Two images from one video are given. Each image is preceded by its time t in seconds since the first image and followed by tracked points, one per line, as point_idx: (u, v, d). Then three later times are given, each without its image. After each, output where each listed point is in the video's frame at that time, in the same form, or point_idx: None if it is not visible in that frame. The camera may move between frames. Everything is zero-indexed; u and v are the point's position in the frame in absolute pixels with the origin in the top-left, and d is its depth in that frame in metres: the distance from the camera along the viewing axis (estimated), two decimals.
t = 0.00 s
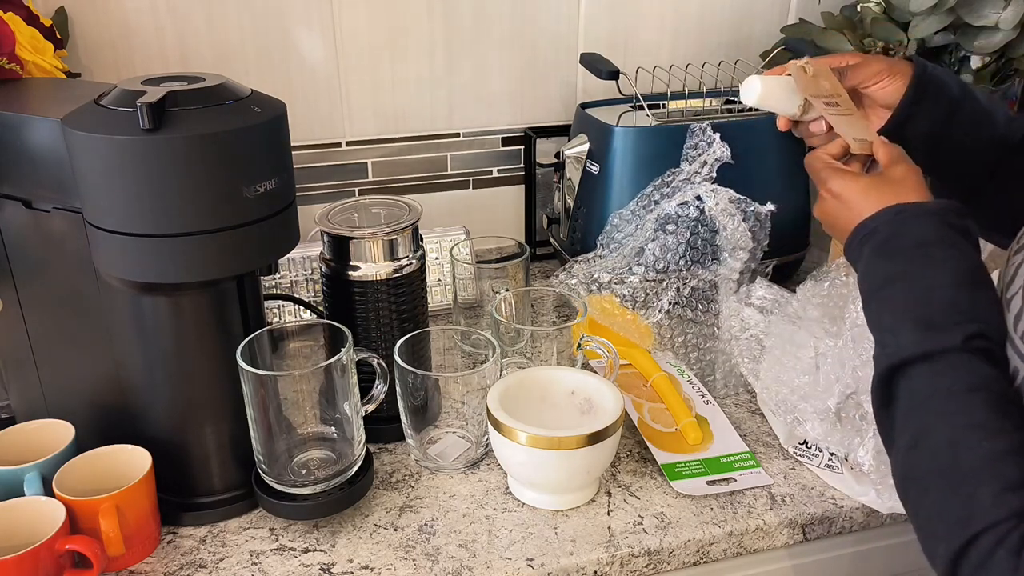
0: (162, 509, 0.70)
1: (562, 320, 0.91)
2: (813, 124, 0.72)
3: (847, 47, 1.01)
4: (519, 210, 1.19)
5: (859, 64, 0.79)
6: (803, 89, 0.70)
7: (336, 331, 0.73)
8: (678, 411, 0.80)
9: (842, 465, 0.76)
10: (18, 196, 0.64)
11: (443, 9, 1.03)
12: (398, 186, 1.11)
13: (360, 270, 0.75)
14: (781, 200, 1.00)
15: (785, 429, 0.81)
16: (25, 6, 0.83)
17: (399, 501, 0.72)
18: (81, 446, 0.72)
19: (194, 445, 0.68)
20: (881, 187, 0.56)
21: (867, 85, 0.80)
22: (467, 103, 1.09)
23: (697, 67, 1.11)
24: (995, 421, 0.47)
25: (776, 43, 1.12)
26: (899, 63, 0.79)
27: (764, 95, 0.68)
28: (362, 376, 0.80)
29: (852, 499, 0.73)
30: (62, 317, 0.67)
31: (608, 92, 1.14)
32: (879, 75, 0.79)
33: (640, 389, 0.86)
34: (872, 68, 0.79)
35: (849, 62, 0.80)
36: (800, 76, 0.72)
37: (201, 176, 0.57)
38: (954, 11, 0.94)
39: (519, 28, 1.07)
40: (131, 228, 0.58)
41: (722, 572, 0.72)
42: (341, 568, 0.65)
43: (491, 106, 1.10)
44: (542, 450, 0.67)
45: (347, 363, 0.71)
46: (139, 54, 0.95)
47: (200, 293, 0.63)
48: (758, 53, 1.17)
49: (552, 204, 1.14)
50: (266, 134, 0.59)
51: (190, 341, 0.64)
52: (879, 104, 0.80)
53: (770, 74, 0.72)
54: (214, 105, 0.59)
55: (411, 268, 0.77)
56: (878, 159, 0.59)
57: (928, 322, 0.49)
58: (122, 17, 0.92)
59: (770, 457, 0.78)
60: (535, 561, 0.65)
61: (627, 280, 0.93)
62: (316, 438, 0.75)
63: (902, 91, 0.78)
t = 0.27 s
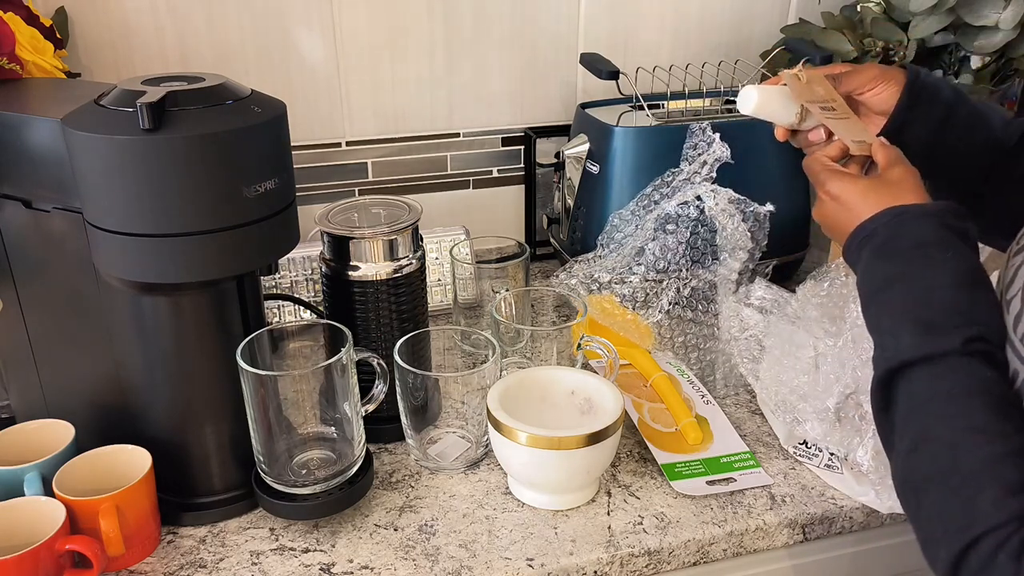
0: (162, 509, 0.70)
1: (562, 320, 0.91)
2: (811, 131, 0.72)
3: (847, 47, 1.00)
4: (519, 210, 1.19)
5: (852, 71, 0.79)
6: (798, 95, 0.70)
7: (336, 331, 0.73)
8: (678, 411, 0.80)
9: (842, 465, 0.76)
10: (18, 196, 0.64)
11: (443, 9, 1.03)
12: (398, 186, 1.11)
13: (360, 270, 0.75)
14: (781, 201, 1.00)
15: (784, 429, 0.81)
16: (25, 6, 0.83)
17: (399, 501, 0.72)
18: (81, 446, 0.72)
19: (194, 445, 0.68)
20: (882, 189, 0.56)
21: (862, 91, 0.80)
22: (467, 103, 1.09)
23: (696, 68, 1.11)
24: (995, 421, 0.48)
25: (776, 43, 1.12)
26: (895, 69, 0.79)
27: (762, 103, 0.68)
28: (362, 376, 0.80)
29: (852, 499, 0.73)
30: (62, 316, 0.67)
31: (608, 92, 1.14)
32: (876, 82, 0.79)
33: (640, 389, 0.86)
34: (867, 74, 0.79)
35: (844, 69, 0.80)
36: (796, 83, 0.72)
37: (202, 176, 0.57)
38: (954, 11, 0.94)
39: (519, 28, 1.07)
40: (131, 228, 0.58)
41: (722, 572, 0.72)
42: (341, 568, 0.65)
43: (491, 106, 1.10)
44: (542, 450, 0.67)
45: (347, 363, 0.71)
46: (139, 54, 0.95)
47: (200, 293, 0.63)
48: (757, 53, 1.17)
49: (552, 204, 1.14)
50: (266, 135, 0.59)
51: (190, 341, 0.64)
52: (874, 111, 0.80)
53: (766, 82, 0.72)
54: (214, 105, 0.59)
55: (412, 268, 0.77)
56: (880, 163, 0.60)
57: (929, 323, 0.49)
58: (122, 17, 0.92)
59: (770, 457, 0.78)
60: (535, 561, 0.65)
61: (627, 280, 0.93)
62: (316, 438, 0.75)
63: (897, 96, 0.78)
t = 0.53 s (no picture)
0: (162, 509, 0.70)
1: (562, 320, 0.91)
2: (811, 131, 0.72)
3: (847, 47, 1.00)
4: (519, 210, 1.19)
5: (853, 71, 0.79)
6: (798, 96, 0.70)
7: (336, 331, 0.73)
8: (679, 411, 0.80)
9: (842, 465, 0.76)
10: (18, 196, 0.64)
11: (443, 9, 1.03)
12: (398, 186, 1.11)
13: (360, 270, 0.75)
14: (781, 201, 1.00)
15: (784, 429, 0.81)
16: (25, 6, 0.83)
17: (399, 501, 0.72)
18: (81, 446, 0.72)
19: (194, 445, 0.68)
20: (882, 189, 0.56)
21: (862, 91, 0.79)
22: (467, 103, 1.09)
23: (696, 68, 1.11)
24: (994, 422, 0.47)
25: (776, 43, 1.12)
26: (895, 70, 0.79)
27: (762, 104, 0.68)
28: (362, 376, 0.80)
29: (852, 499, 0.73)
30: (62, 316, 0.67)
31: (608, 92, 1.14)
32: (876, 82, 0.79)
33: (640, 389, 0.86)
34: (866, 74, 0.79)
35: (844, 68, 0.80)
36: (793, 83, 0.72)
37: (202, 177, 0.57)
38: (954, 11, 0.94)
39: (519, 28, 1.07)
40: (131, 228, 0.58)
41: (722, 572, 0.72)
42: (341, 568, 0.65)
43: (491, 106, 1.10)
44: (542, 450, 0.67)
45: (347, 363, 0.71)
46: (139, 54, 0.95)
47: (200, 294, 0.63)
48: (757, 53, 1.17)
49: (552, 204, 1.14)
50: (266, 135, 0.59)
51: (190, 341, 0.64)
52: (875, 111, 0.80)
53: (766, 83, 0.72)
54: (214, 105, 0.59)
55: (412, 268, 0.77)
56: (881, 164, 0.60)
57: (929, 324, 0.49)
58: (122, 17, 0.92)
59: (770, 457, 0.78)
60: (535, 561, 0.65)
61: (627, 280, 0.93)
62: (316, 438, 0.75)
63: (897, 96, 0.78)
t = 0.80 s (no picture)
0: (162, 509, 0.70)
1: (562, 320, 0.91)
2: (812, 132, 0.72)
3: (847, 47, 1.00)
4: (519, 210, 1.19)
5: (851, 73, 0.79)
6: (798, 97, 0.70)
7: (336, 331, 0.73)
8: (679, 411, 0.80)
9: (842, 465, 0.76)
10: (18, 196, 0.64)
11: (443, 9, 1.03)
12: (398, 186, 1.11)
13: (360, 270, 0.75)
14: (780, 201, 1.00)
15: (784, 429, 0.81)
16: (25, 6, 0.83)
17: (399, 501, 0.72)
18: (81, 446, 0.72)
19: (194, 445, 0.68)
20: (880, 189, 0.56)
21: (861, 92, 0.79)
22: (467, 103, 1.09)
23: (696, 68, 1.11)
24: (994, 422, 0.47)
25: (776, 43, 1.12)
26: (894, 71, 0.79)
27: (762, 106, 0.68)
28: (362, 376, 0.80)
29: (852, 499, 0.73)
30: (62, 316, 0.67)
31: (608, 92, 1.14)
32: (875, 83, 0.79)
33: (640, 389, 0.86)
34: (866, 75, 0.79)
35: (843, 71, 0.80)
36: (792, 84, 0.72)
37: (202, 176, 0.57)
38: (954, 11, 0.94)
39: (519, 28, 1.07)
40: (131, 228, 0.58)
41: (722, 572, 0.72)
42: (341, 568, 0.65)
43: (491, 105, 1.10)
44: (542, 450, 0.67)
45: (347, 363, 0.71)
46: (139, 54, 0.95)
47: (200, 293, 0.63)
48: (757, 53, 1.17)
49: (553, 204, 1.14)
50: (266, 135, 0.59)
51: (190, 340, 0.64)
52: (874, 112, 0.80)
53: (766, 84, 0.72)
54: (214, 105, 0.59)
55: (412, 268, 0.77)
56: (880, 166, 0.60)
57: (928, 324, 0.49)
58: (121, 17, 0.92)
59: (770, 457, 0.78)
60: (535, 561, 0.65)
61: (627, 280, 0.92)
62: (316, 438, 0.75)
63: (896, 97, 0.78)
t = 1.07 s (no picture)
0: (162, 509, 0.70)
1: (562, 320, 0.91)
2: (812, 134, 0.72)
3: (847, 47, 1.00)
4: (519, 210, 1.19)
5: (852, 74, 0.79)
6: (798, 98, 0.69)
7: (336, 331, 0.73)
8: (679, 411, 0.80)
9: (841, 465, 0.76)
10: (18, 196, 0.64)
11: (443, 9, 1.03)
12: (398, 186, 1.11)
13: (360, 270, 0.75)
14: (780, 201, 1.00)
15: (784, 429, 0.81)
16: (25, 6, 0.83)
17: (399, 501, 0.72)
18: (81, 446, 0.72)
19: (194, 445, 0.68)
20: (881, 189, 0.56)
21: (861, 93, 0.79)
22: (467, 103, 1.09)
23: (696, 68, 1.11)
24: (994, 423, 0.48)
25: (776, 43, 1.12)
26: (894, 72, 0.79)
27: (762, 108, 0.68)
28: (362, 376, 0.80)
29: (852, 499, 0.73)
30: (62, 316, 0.67)
31: (608, 92, 1.14)
32: (875, 83, 0.78)
33: (640, 389, 0.86)
34: (865, 76, 0.79)
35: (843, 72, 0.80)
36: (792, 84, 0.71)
37: (202, 177, 0.57)
38: (954, 11, 0.94)
39: (519, 28, 1.07)
40: (131, 228, 0.58)
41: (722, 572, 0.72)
42: (341, 568, 0.65)
43: (491, 105, 1.10)
44: (542, 450, 0.67)
45: (347, 363, 0.71)
46: (139, 54, 0.95)
47: (200, 294, 0.63)
48: (757, 53, 1.17)
49: (553, 204, 1.14)
50: (266, 135, 0.59)
51: (190, 341, 0.64)
52: (875, 113, 0.80)
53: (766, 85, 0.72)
54: (214, 105, 0.59)
55: (412, 268, 0.77)
56: (880, 167, 0.60)
57: (928, 324, 0.49)
58: (121, 17, 0.92)
59: (770, 457, 0.78)
60: (535, 561, 0.65)
61: (627, 280, 0.92)
62: (316, 438, 0.75)
63: (896, 98, 0.78)
